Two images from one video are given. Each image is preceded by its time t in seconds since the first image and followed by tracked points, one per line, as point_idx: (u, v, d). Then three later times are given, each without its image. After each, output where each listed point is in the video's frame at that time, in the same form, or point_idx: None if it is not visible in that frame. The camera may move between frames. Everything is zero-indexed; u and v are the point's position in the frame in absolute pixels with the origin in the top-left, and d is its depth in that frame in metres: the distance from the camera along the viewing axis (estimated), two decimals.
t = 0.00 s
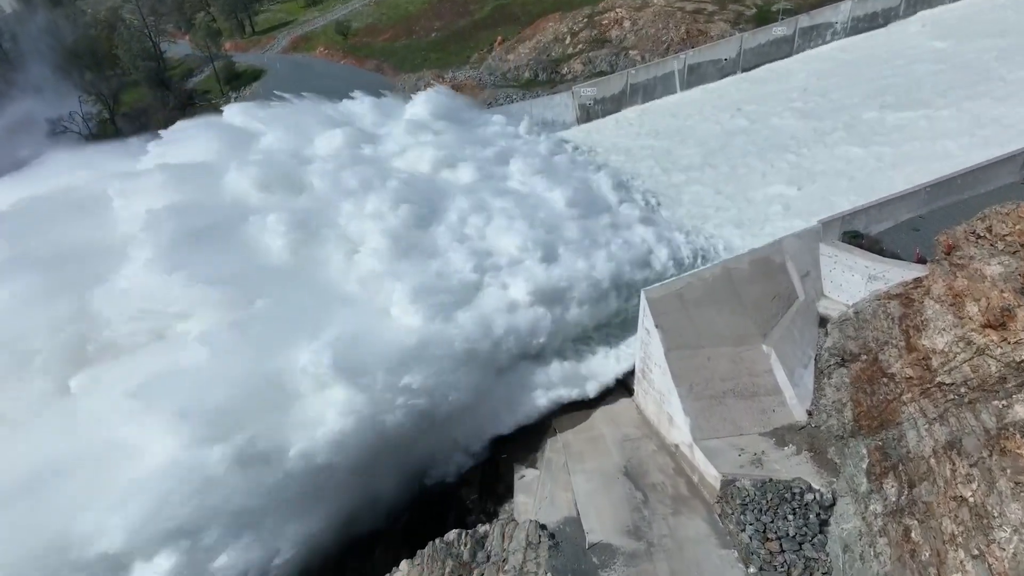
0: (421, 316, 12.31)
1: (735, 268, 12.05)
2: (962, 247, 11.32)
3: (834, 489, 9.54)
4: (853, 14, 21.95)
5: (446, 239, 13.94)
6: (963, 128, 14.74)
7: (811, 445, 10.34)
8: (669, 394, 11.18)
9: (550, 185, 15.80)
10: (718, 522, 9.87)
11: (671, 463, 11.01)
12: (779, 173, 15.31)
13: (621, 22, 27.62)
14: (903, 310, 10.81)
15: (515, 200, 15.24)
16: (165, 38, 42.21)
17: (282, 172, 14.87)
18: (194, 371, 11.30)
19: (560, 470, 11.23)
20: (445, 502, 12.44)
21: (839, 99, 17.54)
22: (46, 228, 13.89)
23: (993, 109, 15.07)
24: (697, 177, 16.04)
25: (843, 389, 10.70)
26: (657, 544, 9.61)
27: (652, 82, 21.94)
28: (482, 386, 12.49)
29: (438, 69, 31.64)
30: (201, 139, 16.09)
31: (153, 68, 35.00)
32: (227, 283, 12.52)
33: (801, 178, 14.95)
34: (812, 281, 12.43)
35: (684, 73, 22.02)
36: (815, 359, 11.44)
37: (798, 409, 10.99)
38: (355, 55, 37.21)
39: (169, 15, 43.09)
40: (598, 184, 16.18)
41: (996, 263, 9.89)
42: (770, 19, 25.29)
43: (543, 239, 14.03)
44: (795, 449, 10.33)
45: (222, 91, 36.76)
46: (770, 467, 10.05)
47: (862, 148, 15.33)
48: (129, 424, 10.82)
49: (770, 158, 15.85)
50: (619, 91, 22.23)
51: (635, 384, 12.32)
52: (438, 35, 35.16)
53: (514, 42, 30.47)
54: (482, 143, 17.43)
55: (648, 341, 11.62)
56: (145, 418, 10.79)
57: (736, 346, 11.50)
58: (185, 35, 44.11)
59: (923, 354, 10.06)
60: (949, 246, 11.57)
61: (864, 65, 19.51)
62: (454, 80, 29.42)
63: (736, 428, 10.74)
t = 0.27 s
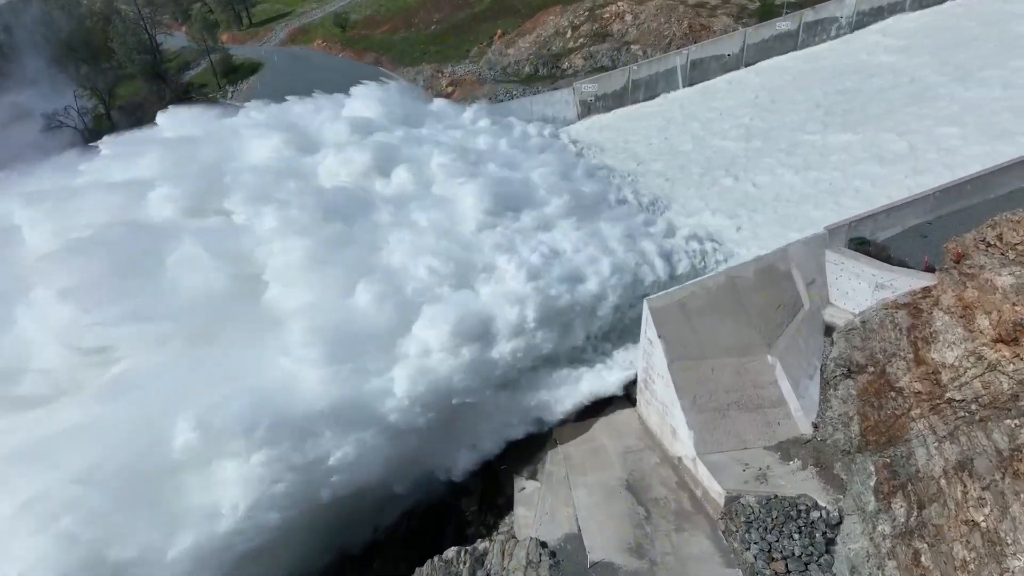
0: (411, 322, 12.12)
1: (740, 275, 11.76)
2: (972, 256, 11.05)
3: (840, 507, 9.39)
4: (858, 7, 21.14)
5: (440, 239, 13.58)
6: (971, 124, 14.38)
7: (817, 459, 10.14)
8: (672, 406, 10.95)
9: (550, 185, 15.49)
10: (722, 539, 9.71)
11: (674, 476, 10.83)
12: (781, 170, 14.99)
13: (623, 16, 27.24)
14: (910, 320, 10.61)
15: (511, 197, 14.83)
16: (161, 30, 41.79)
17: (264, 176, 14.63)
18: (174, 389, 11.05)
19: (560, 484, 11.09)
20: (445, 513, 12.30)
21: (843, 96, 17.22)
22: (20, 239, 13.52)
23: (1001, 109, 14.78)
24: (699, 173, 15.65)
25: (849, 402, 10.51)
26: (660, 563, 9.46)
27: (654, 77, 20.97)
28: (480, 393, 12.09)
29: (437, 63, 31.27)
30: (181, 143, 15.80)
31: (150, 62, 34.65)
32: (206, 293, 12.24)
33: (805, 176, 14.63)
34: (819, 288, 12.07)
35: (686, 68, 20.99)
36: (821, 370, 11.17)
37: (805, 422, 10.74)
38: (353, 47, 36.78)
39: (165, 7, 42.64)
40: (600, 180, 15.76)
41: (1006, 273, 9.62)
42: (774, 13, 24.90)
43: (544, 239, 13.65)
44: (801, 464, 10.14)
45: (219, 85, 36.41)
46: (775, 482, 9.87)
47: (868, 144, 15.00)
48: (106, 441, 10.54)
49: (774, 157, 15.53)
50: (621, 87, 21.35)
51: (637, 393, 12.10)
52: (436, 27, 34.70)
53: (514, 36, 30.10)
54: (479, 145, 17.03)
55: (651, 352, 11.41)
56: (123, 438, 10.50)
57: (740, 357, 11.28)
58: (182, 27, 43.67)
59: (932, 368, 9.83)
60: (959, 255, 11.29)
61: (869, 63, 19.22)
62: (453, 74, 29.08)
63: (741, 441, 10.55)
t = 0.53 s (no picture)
0: (403, 329, 11.85)
1: (745, 283, 11.48)
2: (982, 265, 10.77)
3: (846, 525, 9.28)
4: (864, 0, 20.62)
5: (441, 242, 13.28)
6: (980, 133, 14.22)
7: (823, 474, 9.96)
8: (675, 418, 10.73)
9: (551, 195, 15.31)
10: (727, 556, 9.61)
11: (677, 491, 10.64)
12: (786, 183, 14.95)
13: (624, 10, 26.87)
14: (918, 329, 10.30)
15: (513, 203, 14.59)
16: (157, 21, 41.28)
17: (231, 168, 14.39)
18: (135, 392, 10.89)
19: (561, 497, 10.96)
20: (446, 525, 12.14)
21: (849, 101, 17.06)
22: None
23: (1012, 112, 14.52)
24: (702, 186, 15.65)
25: (855, 415, 10.27)
26: None
27: (656, 72, 20.40)
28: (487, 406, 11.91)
29: (436, 56, 30.86)
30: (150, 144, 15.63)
31: (146, 55, 34.24)
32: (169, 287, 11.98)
33: (810, 188, 14.55)
34: (825, 296, 11.70)
35: (689, 64, 20.42)
36: (827, 381, 10.92)
37: (810, 435, 10.54)
38: (351, 39, 36.34)
39: None
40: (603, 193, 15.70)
41: (1018, 284, 9.33)
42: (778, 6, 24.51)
43: (546, 249, 13.46)
44: (806, 478, 9.96)
45: (216, 78, 36.05)
46: (780, 498, 9.68)
47: (874, 155, 14.90)
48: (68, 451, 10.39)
49: (779, 168, 15.46)
50: (622, 82, 20.79)
51: (638, 403, 11.88)
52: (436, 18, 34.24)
53: (514, 29, 29.65)
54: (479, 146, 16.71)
55: (653, 362, 11.20)
56: (99, 450, 10.32)
57: (744, 368, 11.05)
58: (178, 17, 43.13)
59: (941, 382, 9.63)
60: (969, 264, 10.97)
61: (876, 58, 18.88)
62: (452, 68, 28.67)
63: (745, 455, 10.35)
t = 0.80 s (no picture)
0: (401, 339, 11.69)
1: (749, 293, 11.33)
2: (991, 275, 10.54)
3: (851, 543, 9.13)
4: None
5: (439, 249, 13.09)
6: (990, 130, 13.91)
7: (828, 490, 9.77)
8: (678, 431, 10.54)
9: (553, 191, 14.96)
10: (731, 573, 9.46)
11: (680, 505, 10.46)
12: (792, 182, 14.65)
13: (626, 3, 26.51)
14: (925, 341, 10.10)
15: (516, 206, 14.39)
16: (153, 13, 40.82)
17: (194, 176, 14.11)
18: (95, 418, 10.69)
19: (561, 512, 10.91)
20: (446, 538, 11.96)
21: (855, 96, 16.74)
22: None
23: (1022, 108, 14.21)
24: (707, 185, 15.36)
25: (861, 428, 10.08)
26: None
27: (658, 67, 19.77)
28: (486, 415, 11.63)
29: (435, 49, 30.45)
30: (102, 157, 15.20)
31: (141, 49, 33.84)
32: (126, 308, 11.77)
33: (817, 188, 14.26)
34: (830, 304, 11.49)
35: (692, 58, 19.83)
36: (833, 392, 10.71)
37: (815, 448, 10.31)
38: (349, 30, 35.90)
39: None
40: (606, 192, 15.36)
41: None
42: None
43: (547, 252, 13.22)
44: (811, 494, 9.78)
45: (212, 70, 35.61)
46: (786, 514, 9.50)
47: (882, 151, 14.57)
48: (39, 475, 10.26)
49: (784, 166, 15.14)
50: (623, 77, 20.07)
51: (641, 413, 11.69)
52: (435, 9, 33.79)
53: (514, 22, 29.24)
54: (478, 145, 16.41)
55: (655, 372, 11.00)
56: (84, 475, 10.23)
57: (749, 379, 10.87)
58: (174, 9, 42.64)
59: (949, 398, 9.46)
60: (977, 272, 10.78)
61: (883, 48, 18.48)
62: (452, 62, 28.27)
63: (749, 469, 10.18)
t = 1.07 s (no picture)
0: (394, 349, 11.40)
1: (752, 305, 11.02)
2: (1001, 288, 10.42)
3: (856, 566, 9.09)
4: None
5: (433, 258, 12.91)
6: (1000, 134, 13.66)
7: (833, 509, 9.61)
8: (681, 448, 10.34)
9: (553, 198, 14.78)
10: None
11: (683, 524, 10.33)
12: (797, 188, 14.38)
13: None
14: (932, 359, 10.00)
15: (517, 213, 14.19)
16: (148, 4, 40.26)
17: (155, 191, 14.10)
18: (37, 443, 10.56)
19: (562, 530, 10.77)
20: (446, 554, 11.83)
21: (863, 94, 16.38)
22: None
23: None
24: (711, 190, 15.08)
25: (868, 446, 9.91)
26: None
27: (661, 63, 18.93)
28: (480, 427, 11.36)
29: (434, 42, 30.02)
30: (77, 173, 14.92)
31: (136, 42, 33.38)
32: (75, 329, 11.71)
33: (823, 194, 14.00)
34: (836, 315, 11.22)
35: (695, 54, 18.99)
36: (838, 407, 10.49)
37: (820, 466, 10.08)
38: (346, 22, 35.42)
39: None
40: (607, 198, 15.08)
41: None
42: None
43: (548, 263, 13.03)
44: (816, 513, 9.61)
45: (208, 63, 35.13)
46: (790, 537, 9.34)
47: (889, 155, 14.26)
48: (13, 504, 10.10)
49: (789, 170, 14.88)
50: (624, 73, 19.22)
51: (643, 426, 11.50)
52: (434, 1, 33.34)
53: (514, 15, 28.81)
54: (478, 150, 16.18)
55: (658, 387, 10.79)
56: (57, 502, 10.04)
57: (752, 395, 10.63)
58: None
59: (959, 418, 9.44)
60: (987, 285, 10.65)
61: (892, 39, 18.02)
62: (451, 57, 27.89)
63: (753, 487, 9.99)
